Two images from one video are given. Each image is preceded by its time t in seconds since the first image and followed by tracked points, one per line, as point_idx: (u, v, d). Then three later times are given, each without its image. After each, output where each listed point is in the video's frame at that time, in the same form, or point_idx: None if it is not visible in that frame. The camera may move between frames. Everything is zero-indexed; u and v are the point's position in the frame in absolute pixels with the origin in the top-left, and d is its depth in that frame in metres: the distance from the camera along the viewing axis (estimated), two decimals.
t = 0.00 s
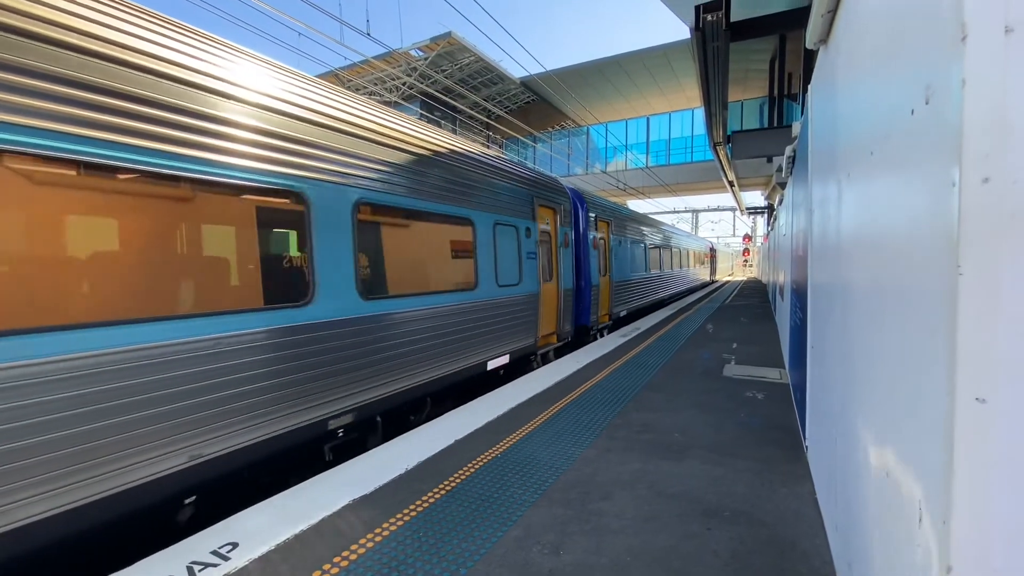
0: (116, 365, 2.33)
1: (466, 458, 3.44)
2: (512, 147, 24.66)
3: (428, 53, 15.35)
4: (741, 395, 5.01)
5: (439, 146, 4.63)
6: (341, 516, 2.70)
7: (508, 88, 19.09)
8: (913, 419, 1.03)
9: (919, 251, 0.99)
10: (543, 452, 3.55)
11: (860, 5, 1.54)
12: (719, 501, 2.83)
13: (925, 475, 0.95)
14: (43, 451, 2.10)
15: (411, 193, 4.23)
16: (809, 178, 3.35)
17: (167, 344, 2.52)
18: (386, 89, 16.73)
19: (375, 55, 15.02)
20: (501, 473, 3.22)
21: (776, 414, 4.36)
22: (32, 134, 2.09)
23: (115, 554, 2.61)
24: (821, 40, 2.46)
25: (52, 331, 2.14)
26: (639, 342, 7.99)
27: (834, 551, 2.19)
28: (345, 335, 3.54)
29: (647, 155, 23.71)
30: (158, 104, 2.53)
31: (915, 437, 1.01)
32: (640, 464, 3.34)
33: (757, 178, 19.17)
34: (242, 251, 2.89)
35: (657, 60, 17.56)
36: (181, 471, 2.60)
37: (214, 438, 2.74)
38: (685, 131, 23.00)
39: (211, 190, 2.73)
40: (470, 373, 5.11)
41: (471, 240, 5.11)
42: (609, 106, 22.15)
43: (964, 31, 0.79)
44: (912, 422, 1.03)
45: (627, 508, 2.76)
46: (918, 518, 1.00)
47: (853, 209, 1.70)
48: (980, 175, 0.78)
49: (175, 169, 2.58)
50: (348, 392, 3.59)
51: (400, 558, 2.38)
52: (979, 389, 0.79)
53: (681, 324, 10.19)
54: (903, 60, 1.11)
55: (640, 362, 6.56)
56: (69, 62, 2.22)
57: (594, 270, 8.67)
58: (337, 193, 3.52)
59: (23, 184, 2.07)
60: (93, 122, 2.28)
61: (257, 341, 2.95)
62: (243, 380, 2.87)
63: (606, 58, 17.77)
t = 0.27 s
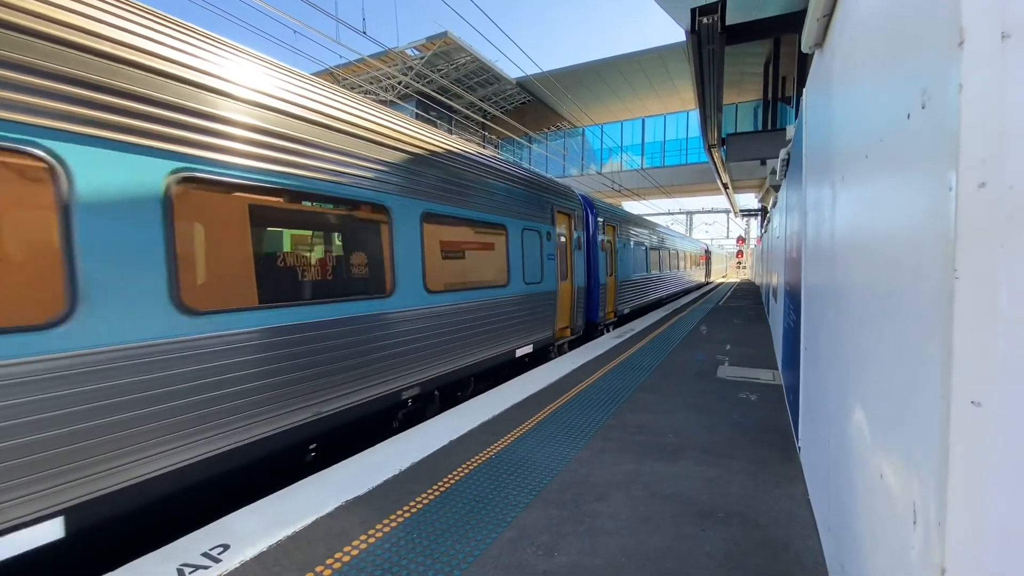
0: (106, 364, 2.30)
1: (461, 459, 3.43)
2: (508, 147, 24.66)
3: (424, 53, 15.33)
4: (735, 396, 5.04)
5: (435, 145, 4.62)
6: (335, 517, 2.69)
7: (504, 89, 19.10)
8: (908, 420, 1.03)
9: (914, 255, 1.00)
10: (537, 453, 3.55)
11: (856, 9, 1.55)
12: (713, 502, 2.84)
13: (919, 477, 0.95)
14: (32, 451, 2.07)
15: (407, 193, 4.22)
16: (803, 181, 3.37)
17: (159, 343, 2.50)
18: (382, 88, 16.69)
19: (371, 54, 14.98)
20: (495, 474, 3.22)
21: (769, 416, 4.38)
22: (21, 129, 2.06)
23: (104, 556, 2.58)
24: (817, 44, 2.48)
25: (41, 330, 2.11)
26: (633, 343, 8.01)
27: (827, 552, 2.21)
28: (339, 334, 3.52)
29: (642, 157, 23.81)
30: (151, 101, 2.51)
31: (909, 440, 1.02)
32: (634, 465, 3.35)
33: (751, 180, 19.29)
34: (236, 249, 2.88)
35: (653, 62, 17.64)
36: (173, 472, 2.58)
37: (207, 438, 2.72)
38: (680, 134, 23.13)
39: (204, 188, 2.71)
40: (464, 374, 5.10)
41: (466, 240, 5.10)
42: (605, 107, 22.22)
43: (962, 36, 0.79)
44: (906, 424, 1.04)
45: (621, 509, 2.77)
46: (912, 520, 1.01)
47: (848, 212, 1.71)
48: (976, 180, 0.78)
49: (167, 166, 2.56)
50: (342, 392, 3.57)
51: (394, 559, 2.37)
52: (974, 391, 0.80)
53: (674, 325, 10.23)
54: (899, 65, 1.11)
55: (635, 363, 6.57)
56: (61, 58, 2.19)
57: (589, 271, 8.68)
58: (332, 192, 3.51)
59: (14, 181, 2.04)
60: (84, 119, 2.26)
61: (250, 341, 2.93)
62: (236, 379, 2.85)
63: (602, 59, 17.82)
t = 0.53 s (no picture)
0: (96, 363, 2.28)
1: (456, 460, 3.42)
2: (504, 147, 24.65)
3: (420, 52, 15.30)
4: (729, 397, 5.06)
5: (432, 145, 4.61)
6: (328, 518, 2.67)
7: (500, 89, 19.11)
8: (906, 422, 1.03)
9: (912, 258, 1.00)
10: (533, 454, 3.54)
11: (855, 12, 1.56)
12: (708, 504, 2.85)
13: (917, 477, 0.96)
14: (23, 451, 2.05)
15: (403, 192, 4.21)
16: (799, 183, 3.38)
17: (152, 342, 2.48)
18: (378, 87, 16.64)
19: (367, 53, 14.94)
20: (490, 475, 3.21)
21: (764, 417, 4.40)
22: (12, 125, 2.02)
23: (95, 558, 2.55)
24: (814, 47, 2.49)
25: (29, 329, 2.09)
26: (628, 344, 8.02)
27: (821, 553, 2.22)
28: (334, 334, 3.50)
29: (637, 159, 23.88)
30: (145, 98, 2.48)
31: (907, 441, 1.03)
32: (630, 466, 3.35)
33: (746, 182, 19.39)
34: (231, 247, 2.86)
35: (649, 65, 17.70)
36: (164, 472, 2.56)
37: (200, 438, 2.69)
38: (675, 136, 23.22)
39: (200, 185, 2.69)
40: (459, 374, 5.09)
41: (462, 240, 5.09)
42: (601, 109, 22.27)
43: (964, 39, 0.79)
44: (903, 425, 1.05)
45: (617, 511, 2.77)
46: (909, 521, 1.01)
47: (845, 214, 1.71)
48: (978, 184, 0.78)
49: (161, 164, 2.52)
50: (336, 392, 3.55)
51: (389, 561, 2.35)
52: (974, 394, 0.80)
53: (669, 327, 10.26)
54: (898, 68, 1.11)
55: (630, 364, 6.58)
56: (52, 52, 2.16)
57: (584, 272, 8.68)
58: (328, 190, 3.49)
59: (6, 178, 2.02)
60: (76, 114, 2.22)
61: (244, 340, 2.91)
62: (230, 378, 2.82)
63: (598, 61, 17.85)
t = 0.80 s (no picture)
0: (89, 363, 2.25)
1: (452, 462, 3.41)
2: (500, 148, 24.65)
3: (418, 53, 15.30)
4: (725, 399, 5.07)
5: (429, 145, 4.60)
6: (323, 520, 2.65)
7: (498, 90, 19.12)
8: (905, 427, 1.03)
9: (912, 262, 1.00)
10: (528, 456, 3.53)
11: (853, 17, 1.56)
12: (704, 506, 2.85)
13: (916, 482, 0.96)
14: (14, 451, 2.02)
15: (400, 192, 4.20)
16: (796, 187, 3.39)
17: (145, 341, 2.45)
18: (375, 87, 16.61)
19: (365, 53, 14.92)
20: (485, 477, 3.20)
21: (760, 419, 4.41)
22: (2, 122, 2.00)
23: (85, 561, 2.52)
24: (811, 51, 2.50)
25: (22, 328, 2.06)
26: (624, 346, 8.03)
27: (816, 555, 2.22)
28: (329, 335, 3.49)
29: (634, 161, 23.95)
30: (140, 95, 2.46)
31: (905, 445, 1.03)
32: (626, 468, 3.35)
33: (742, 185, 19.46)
34: (224, 245, 2.84)
35: (646, 67, 17.75)
36: (156, 473, 2.53)
37: (194, 439, 2.67)
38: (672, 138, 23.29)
39: (192, 183, 2.67)
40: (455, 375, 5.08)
41: (459, 240, 5.08)
42: (597, 111, 22.31)
43: (965, 45, 0.80)
44: (902, 429, 1.05)
45: (613, 513, 2.76)
46: (908, 526, 1.01)
47: (843, 218, 1.72)
48: (979, 189, 0.79)
49: (154, 162, 2.51)
50: (332, 393, 3.53)
51: (384, 563, 2.34)
52: (974, 399, 0.80)
53: (665, 328, 10.28)
54: (898, 73, 1.12)
55: (626, 366, 6.59)
56: (48, 49, 2.14)
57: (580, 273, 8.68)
58: (324, 190, 3.48)
59: None
60: (71, 112, 2.21)
61: (238, 341, 2.89)
62: (224, 378, 2.80)
63: (596, 63, 17.90)
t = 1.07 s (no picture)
0: (86, 362, 2.23)
1: (448, 463, 3.40)
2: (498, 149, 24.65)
3: (416, 53, 15.32)
4: (722, 401, 5.08)
5: (427, 146, 4.60)
6: (318, 523, 2.63)
7: (496, 91, 19.14)
8: (904, 430, 1.03)
9: (912, 266, 1.00)
10: (525, 458, 3.52)
11: (853, 19, 1.56)
12: (701, 508, 2.85)
13: (915, 487, 0.96)
14: (8, 452, 1.99)
15: (397, 193, 4.19)
16: (793, 189, 3.40)
17: (140, 341, 2.43)
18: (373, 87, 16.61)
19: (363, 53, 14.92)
20: (482, 479, 3.19)
21: (756, 421, 4.42)
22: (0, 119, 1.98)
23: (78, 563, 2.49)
24: (809, 55, 2.50)
25: (15, 327, 2.03)
26: (621, 347, 8.04)
27: (813, 558, 2.22)
28: (326, 335, 3.47)
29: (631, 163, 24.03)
30: (137, 93, 2.44)
31: (905, 449, 1.03)
32: (623, 470, 3.35)
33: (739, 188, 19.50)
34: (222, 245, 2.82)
35: (643, 70, 17.80)
36: (151, 475, 2.50)
37: (189, 440, 2.64)
38: (669, 140, 23.33)
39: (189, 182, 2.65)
40: (451, 376, 5.07)
41: (455, 239, 5.06)
42: (595, 112, 22.36)
43: (968, 49, 0.79)
44: (901, 433, 1.05)
45: (610, 515, 2.76)
46: (906, 531, 1.01)
47: (841, 222, 1.72)
48: (981, 193, 0.78)
49: (152, 160, 2.49)
50: (327, 394, 3.51)
51: (381, 565, 2.33)
52: (976, 404, 0.80)
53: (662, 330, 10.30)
54: (898, 76, 1.12)
55: (622, 367, 6.59)
56: (44, 46, 2.11)
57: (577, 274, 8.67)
58: (321, 190, 3.46)
59: None
60: (67, 109, 2.18)
61: (235, 341, 2.87)
62: (220, 379, 2.78)
63: (593, 64, 17.93)
